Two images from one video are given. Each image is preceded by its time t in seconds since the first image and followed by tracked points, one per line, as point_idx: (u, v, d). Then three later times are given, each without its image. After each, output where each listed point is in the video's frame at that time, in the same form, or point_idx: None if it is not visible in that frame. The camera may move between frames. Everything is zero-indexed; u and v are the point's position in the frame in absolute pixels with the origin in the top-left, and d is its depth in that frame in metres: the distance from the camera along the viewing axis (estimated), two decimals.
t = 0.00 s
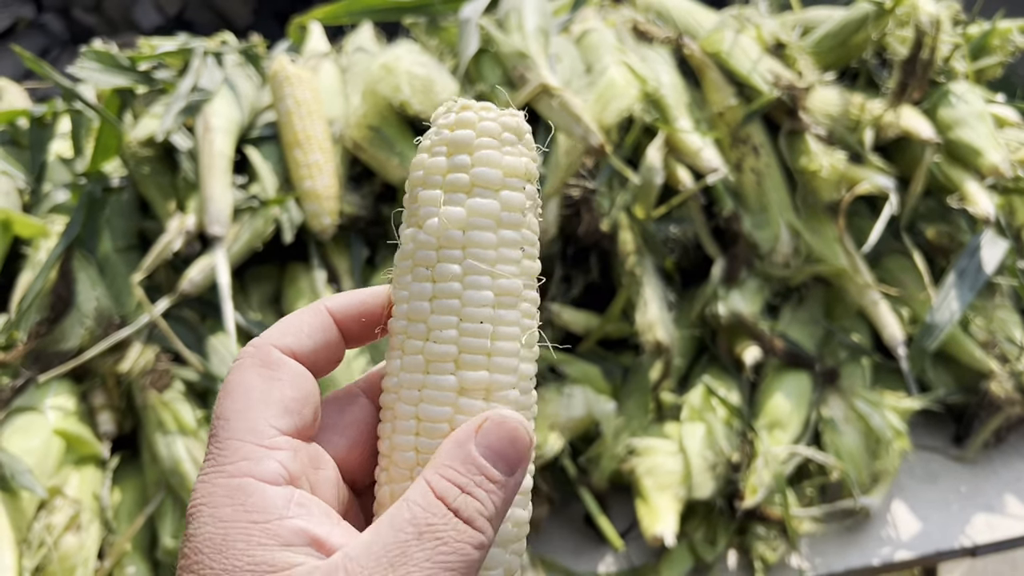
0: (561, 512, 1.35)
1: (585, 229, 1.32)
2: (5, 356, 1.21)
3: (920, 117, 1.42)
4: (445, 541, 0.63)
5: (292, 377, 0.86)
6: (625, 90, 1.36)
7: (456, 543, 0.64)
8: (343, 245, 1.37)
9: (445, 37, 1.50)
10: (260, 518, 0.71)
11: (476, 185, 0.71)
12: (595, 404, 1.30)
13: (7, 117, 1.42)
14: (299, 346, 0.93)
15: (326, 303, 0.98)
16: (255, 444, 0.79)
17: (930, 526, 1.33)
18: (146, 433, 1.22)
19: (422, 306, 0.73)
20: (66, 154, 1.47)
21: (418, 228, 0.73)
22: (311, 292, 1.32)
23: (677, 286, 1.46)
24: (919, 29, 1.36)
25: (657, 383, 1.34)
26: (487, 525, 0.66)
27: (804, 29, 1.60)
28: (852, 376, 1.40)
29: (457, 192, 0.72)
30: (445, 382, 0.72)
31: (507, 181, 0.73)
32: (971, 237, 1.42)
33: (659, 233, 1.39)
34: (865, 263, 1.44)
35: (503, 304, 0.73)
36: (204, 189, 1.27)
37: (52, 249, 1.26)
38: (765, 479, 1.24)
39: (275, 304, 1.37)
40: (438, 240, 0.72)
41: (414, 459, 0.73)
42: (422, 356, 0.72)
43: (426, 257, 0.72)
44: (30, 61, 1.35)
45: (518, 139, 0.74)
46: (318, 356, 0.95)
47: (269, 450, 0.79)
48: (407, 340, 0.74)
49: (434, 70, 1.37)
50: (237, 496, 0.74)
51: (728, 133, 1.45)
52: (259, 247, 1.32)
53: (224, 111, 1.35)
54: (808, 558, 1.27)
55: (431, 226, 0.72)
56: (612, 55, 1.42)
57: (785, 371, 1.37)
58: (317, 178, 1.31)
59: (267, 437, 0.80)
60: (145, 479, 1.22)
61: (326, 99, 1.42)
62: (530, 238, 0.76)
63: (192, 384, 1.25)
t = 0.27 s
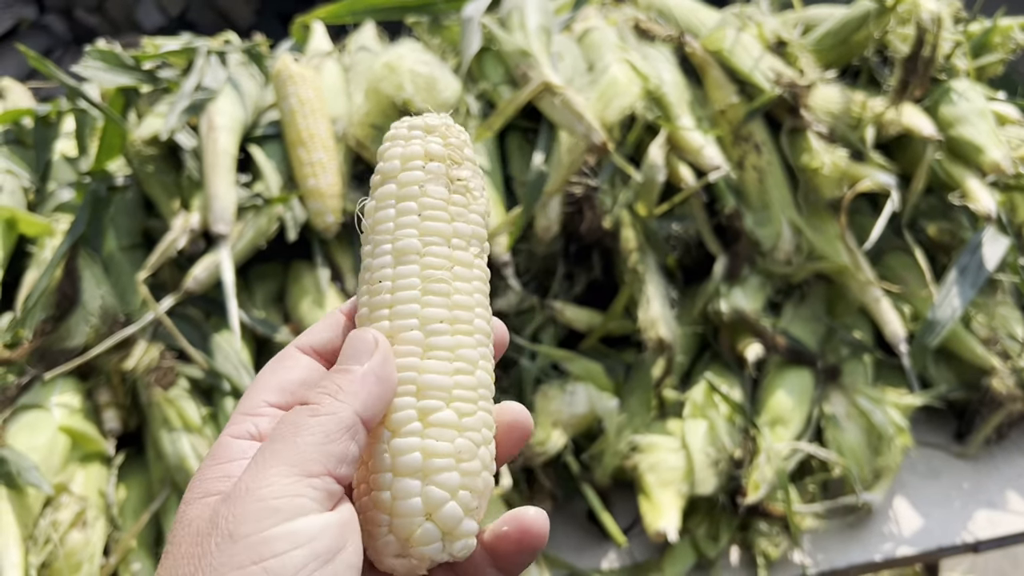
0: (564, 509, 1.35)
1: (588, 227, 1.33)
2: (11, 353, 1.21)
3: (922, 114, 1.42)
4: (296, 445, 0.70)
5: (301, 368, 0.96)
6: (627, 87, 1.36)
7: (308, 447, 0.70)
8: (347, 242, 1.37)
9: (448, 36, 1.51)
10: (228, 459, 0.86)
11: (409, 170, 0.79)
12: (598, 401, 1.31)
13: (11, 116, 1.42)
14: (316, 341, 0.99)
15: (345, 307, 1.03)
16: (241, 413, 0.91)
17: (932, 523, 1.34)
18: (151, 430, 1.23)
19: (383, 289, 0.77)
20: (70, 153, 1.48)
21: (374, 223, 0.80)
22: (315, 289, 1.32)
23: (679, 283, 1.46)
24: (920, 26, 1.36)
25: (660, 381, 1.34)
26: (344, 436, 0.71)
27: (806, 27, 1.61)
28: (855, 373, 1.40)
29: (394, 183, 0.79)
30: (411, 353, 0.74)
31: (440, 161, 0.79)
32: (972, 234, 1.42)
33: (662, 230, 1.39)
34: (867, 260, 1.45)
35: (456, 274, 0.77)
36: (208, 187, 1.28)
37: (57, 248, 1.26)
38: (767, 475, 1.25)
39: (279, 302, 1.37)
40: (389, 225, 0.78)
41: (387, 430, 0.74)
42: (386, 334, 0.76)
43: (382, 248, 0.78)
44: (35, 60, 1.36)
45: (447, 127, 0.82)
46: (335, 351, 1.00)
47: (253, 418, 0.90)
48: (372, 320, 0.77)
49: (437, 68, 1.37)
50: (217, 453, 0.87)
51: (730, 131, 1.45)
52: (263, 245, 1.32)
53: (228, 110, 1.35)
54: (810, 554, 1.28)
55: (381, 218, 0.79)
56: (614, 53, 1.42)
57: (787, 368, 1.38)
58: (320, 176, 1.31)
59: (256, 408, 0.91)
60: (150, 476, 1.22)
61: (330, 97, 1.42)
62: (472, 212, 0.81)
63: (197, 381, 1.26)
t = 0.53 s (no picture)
0: (565, 508, 1.35)
1: (589, 226, 1.33)
2: (12, 353, 1.21)
3: (924, 113, 1.42)
4: (208, 420, 0.77)
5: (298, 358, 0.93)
6: (629, 86, 1.36)
7: (218, 420, 0.76)
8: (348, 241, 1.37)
9: (449, 34, 1.51)
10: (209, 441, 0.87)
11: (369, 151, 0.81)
12: (599, 400, 1.31)
13: (12, 115, 1.42)
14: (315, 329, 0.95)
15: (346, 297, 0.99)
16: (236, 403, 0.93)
17: (934, 521, 1.34)
18: (152, 429, 1.23)
19: (352, 263, 0.79)
20: (71, 152, 1.48)
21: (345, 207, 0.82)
22: (317, 289, 1.32)
23: (681, 282, 1.46)
24: (923, 24, 1.36)
25: (662, 379, 1.33)
26: (252, 407, 0.77)
27: (808, 25, 1.60)
28: (857, 372, 1.40)
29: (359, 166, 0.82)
30: (378, 314, 0.75)
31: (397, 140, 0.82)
32: (974, 232, 1.42)
33: (663, 229, 1.39)
34: (869, 259, 1.44)
35: (420, 237, 0.78)
36: (210, 186, 1.28)
37: (58, 247, 1.26)
38: (769, 474, 1.25)
39: (281, 301, 1.37)
40: (356, 205, 0.81)
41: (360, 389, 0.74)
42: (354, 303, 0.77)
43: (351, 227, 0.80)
44: (36, 59, 1.36)
45: (406, 110, 0.84)
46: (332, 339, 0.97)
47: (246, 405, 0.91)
48: (344, 294, 0.79)
49: (438, 67, 1.38)
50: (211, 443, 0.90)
51: (732, 130, 1.45)
52: (264, 244, 1.32)
53: (229, 109, 1.35)
54: (812, 553, 1.28)
55: (348, 200, 0.82)
56: (616, 52, 1.42)
57: (789, 366, 1.37)
58: (322, 175, 1.31)
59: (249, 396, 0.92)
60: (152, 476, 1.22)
61: (330, 96, 1.42)
62: (437, 181, 0.82)
63: (199, 381, 1.26)
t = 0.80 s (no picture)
0: (567, 508, 1.35)
1: (591, 225, 1.33)
2: (14, 353, 1.21)
3: (926, 112, 1.42)
4: (210, 410, 0.77)
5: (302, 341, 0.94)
6: (630, 86, 1.36)
7: (219, 410, 0.77)
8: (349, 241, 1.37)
9: (450, 33, 1.51)
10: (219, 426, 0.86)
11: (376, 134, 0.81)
12: (601, 400, 1.31)
13: (12, 116, 1.42)
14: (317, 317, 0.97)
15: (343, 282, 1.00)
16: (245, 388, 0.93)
17: (936, 521, 1.34)
18: (154, 430, 1.23)
19: (364, 245, 0.78)
20: (71, 153, 1.48)
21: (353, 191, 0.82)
22: (318, 289, 1.32)
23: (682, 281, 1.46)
24: (925, 23, 1.36)
25: (663, 379, 1.34)
26: (252, 397, 0.77)
27: (809, 24, 1.60)
28: (858, 371, 1.40)
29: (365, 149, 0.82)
30: (393, 295, 0.75)
31: (403, 122, 0.82)
32: (976, 232, 1.42)
33: (665, 229, 1.38)
34: (871, 259, 1.44)
35: (431, 219, 0.79)
36: (211, 187, 1.28)
37: (59, 248, 1.26)
38: (771, 474, 1.25)
39: (282, 301, 1.37)
40: (363, 187, 0.81)
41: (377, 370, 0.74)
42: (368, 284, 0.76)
43: (361, 210, 0.80)
44: (37, 59, 1.36)
45: (410, 95, 0.84)
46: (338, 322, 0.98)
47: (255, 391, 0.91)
48: (355, 276, 0.78)
49: (439, 66, 1.38)
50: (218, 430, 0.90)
51: (733, 129, 1.45)
52: (266, 244, 1.32)
53: (230, 108, 1.35)
54: (814, 553, 1.28)
55: (355, 184, 0.81)
56: (617, 51, 1.42)
57: (791, 366, 1.37)
58: (323, 175, 1.31)
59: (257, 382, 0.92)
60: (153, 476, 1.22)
61: (332, 95, 1.42)
62: (443, 164, 0.82)
63: (200, 381, 1.26)
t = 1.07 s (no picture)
0: (568, 510, 1.34)
1: (592, 226, 1.32)
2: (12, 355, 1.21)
3: (929, 112, 1.40)
4: (290, 429, 0.66)
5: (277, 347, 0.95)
6: (631, 85, 1.35)
7: (301, 434, 0.66)
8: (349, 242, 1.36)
9: (450, 33, 1.49)
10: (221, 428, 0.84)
11: (385, 124, 0.74)
12: (602, 401, 1.29)
13: (10, 116, 1.41)
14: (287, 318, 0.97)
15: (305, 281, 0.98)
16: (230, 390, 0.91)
17: (939, 522, 1.33)
18: (153, 432, 1.22)
19: (395, 244, 0.72)
20: (70, 153, 1.47)
21: (366, 183, 0.73)
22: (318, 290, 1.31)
23: (683, 282, 1.45)
24: (928, 21, 1.34)
25: (664, 380, 1.33)
26: (347, 437, 0.67)
27: (811, 23, 1.59)
28: (859, 372, 1.40)
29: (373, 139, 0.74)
30: (437, 294, 0.72)
31: (409, 112, 0.76)
32: (978, 232, 1.41)
33: (666, 229, 1.37)
34: (873, 259, 1.44)
35: (458, 231, 0.76)
36: (209, 187, 1.27)
37: (57, 249, 1.25)
38: (773, 476, 1.24)
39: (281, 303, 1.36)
40: (384, 193, 0.73)
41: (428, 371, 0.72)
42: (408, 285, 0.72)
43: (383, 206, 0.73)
44: (34, 59, 1.35)
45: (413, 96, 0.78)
46: (307, 322, 0.98)
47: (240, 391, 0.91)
48: (388, 283, 0.73)
49: (439, 66, 1.37)
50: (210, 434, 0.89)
51: (735, 129, 1.44)
52: (265, 245, 1.31)
53: (229, 108, 1.34)
54: (816, 555, 1.27)
55: (371, 187, 0.73)
56: (618, 51, 1.41)
57: (793, 367, 1.37)
58: (322, 176, 1.30)
59: (240, 382, 0.92)
60: (152, 479, 1.21)
61: (331, 95, 1.42)
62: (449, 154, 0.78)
63: (199, 383, 1.25)
